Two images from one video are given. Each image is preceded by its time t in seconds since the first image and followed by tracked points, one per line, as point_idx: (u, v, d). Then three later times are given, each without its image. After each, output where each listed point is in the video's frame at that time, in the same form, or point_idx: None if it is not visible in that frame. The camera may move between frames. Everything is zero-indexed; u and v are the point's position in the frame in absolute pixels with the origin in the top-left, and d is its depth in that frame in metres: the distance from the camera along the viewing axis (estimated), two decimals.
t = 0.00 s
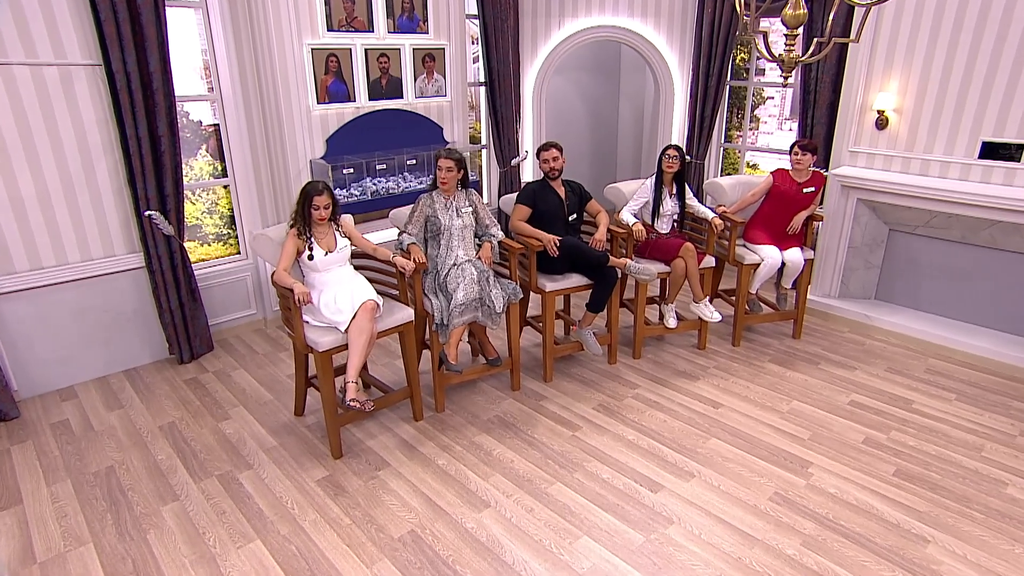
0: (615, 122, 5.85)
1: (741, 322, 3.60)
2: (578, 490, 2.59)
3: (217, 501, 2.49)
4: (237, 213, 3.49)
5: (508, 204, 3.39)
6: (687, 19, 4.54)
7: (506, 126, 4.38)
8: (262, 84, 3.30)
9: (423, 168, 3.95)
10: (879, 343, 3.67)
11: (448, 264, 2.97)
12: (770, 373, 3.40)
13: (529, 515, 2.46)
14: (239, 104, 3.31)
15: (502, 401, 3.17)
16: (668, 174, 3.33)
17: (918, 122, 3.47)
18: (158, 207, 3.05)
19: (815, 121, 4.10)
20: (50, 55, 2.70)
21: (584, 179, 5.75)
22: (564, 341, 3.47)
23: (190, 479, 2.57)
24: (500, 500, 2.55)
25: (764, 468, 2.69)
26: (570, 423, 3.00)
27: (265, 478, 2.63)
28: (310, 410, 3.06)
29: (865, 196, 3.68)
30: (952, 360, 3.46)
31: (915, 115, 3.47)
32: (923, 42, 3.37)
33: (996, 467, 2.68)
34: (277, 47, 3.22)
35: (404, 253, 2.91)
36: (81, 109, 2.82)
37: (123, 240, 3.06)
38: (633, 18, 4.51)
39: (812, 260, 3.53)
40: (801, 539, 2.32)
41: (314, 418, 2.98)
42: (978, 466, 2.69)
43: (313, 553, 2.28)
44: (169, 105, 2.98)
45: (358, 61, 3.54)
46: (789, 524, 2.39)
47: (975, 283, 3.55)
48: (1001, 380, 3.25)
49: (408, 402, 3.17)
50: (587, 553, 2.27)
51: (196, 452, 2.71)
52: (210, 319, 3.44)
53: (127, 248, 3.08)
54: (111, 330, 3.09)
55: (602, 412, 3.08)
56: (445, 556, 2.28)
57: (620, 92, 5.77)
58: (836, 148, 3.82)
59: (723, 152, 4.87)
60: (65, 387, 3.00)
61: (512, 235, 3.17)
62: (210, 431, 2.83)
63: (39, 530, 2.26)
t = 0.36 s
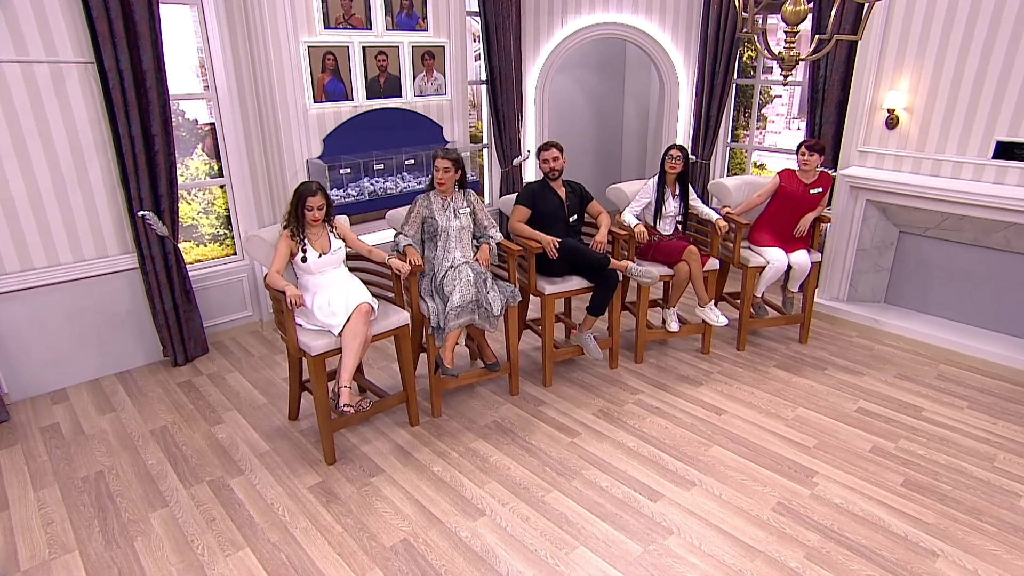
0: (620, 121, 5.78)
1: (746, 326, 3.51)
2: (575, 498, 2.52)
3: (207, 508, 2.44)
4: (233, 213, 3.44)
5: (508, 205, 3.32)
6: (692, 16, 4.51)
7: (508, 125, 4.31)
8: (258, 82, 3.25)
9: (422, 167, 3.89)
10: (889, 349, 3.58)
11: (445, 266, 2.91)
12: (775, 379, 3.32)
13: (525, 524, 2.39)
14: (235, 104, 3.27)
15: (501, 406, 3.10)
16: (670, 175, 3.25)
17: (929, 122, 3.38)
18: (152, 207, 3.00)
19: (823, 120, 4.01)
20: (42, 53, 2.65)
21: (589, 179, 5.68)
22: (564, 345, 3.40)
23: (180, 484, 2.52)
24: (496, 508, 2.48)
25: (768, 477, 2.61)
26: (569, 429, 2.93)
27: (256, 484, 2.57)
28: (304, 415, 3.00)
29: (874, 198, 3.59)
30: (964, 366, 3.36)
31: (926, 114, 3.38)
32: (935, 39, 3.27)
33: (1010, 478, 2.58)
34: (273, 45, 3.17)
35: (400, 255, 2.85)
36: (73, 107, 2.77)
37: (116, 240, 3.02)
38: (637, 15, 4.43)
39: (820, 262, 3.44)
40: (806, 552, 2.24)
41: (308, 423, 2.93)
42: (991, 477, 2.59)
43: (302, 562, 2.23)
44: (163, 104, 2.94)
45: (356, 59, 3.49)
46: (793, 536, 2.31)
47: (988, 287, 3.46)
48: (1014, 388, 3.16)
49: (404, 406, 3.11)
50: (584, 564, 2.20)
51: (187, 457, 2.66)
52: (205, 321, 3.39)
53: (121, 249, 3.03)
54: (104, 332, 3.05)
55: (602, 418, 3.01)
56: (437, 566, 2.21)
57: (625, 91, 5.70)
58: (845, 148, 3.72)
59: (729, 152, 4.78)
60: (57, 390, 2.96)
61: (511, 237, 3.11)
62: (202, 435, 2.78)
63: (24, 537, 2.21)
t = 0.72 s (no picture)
0: (624, 120, 5.71)
1: (750, 329, 3.44)
2: (572, 506, 2.45)
3: (196, 513, 2.39)
4: (229, 212, 3.40)
5: (507, 205, 3.26)
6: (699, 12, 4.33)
7: (509, 123, 4.24)
8: (253, 80, 3.20)
9: (420, 166, 3.86)
10: (898, 353, 3.49)
11: (441, 268, 2.85)
12: (780, 384, 3.24)
13: (520, 532, 2.33)
14: (230, 102, 3.22)
15: (498, 411, 3.04)
16: (673, 175, 3.18)
17: (940, 120, 3.28)
18: (145, 206, 2.96)
19: (831, 118, 3.92)
20: (32, 49, 2.61)
21: (591, 177, 5.62)
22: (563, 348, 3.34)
23: (169, 489, 2.48)
24: (490, 515, 2.42)
25: (770, 486, 2.54)
26: (567, 435, 2.87)
27: (247, 489, 2.52)
28: (298, 418, 2.95)
29: (883, 198, 3.50)
30: (975, 372, 3.27)
31: (937, 113, 3.28)
32: (947, 35, 3.18)
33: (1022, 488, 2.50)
34: (269, 42, 3.12)
35: (395, 256, 2.80)
36: (64, 104, 2.73)
37: (108, 240, 2.98)
38: (641, 11, 4.38)
39: (826, 265, 3.36)
40: (809, 564, 2.16)
41: (301, 427, 2.88)
42: (1002, 487, 2.51)
43: (290, 570, 2.17)
44: (156, 102, 2.89)
45: (353, 56, 3.43)
46: (796, 547, 2.23)
47: (1001, 291, 3.37)
48: None
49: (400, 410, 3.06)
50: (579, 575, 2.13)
51: (178, 461, 2.62)
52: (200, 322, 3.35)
53: (113, 249, 2.99)
54: (96, 333, 3.01)
55: (601, 423, 2.94)
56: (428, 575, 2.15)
57: (629, 89, 5.64)
58: (853, 147, 3.63)
59: (735, 151, 4.70)
60: (48, 392, 2.92)
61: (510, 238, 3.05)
62: (194, 439, 2.74)
63: (8, 543, 2.17)
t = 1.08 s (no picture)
0: (629, 117, 5.64)
1: (755, 332, 3.36)
2: (569, 513, 2.38)
3: (185, 518, 2.34)
4: (225, 211, 3.36)
5: (505, 205, 3.20)
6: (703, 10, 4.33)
7: (511, 121, 4.19)
8: (248, 77, 3.16)
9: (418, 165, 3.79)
10: (907, 357, 3.40)
11: (437, 269, 2.79)
12: (784, 389, 3.16)
13: (514, 540, 2.26)
14: (225, 100, 3.17)
15: (495, 414, 2.98)
16: (676, 175, 3.10)
17: (952, 118, 3.19)
18: (138, 205, 2.92)
19: (839, 116, 3.84)
20: (22, 45, 2.57)
21: (595, 176, 5.56)
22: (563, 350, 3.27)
23: (159, 493, 2.43)
24: (484, 522, 2.36)
25: (773, 494, 2.46)
26: (565, 440, 2.80)
27: (237, 494, 2.47)
28: (292, 421, 2.90)
29: (892, 198, 3.41)
30: (986, 377, 3.18)
31: (949, 111, 3.19)
32: (960, 31, 3.08)
33: None
34: (264, 39, 3.08)
35: (391, 257, 2.74)
36: (55, 101, 2.69)
37: (101, 239, 2.94)
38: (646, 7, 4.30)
39: (833, 266, 3.27)
40: None
41: (295, 430, 2.83)
42: (1015, 498, 2.42)
43: None
44: (149, 100, 2.85)
45: (350, 53, 3.38)
46: (799, 558, 2.16)
47: (1013, 294, 3.28)
48: None
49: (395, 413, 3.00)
50: None
51: (168, 464, 2.57)
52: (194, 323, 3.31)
53: (105, 248, 2.95)
54: (89, 334, 2.97)
55: (600, 428, 2.88)
56: None
57: (634, 86, 5.56)
58: (861, 146, 3.55)
59: (742, 150, 4.62)
60: (39, 393, 2.88)
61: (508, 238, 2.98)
62: (185, 442, 2.69)
63: None
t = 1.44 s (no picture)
0: (634, 116, 5.57)
1: (760, 336, 3.28)
2: (565, 521, 2.32)
3: (174, 523, 2.29)
4: (222, 211, 3.32)
5: (505, 205, 3.13)
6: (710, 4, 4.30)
7: (513, 119, 4.12)
8: (245, 74, 3.11)
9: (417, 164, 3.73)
10: (917, 362, 3.31)
11: (434, 270, 2.73)
12: (790, 394, 3.08)
13: (509, 549, 2.20)
14: (221, 98, 3.13)
15: (492, 418, 2.92)
16: (678, 174, 3.02)
17: (965, 117, 3.10)
18: (132, 204, 2.88)
19: (849, 114, 3.75)
20: (13, 41, 2.54)
21: (599, 175, 5.48)
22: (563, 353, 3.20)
23: (148, 497, 2.38)
24: (479, 530, 2.29)
25: (776, 503, 2.39)
26: (564, 445, 2.74)
27: (228, 498, 2.42)
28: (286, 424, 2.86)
29: (902, 199, 3.32)
30: (999, 383, 3.09)
31: (962, 109, 3.10)
32: (975, 26, 2.99)
33: None
34: (260, 35, 3.04)
35: (387, 258, 2.69)
36: (47, 98, 2.66)
37: (95, 239, 2.91)
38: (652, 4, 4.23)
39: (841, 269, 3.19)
40: None
41: (289, 433, 2.78)
42: None
43: None
44: (143, 97, 2.81)
45: (348, 50, 3.33)
46: (803, 571, 2.08)
47: None
48: None
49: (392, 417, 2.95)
50: None
51: (159, 467, 2.53)
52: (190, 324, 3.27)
53: (99, 248, 2.92)
54: (82, 334, 2.94)
55: (600, 433, 2.81)
56: None
57: (639, 85, 5.49)
58: (871, 145, 3.45)
59: (749, 149, 4.54)
60: (32, 394, 2.85)
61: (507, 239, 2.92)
62: (178, 445, 2.65)
63: None
